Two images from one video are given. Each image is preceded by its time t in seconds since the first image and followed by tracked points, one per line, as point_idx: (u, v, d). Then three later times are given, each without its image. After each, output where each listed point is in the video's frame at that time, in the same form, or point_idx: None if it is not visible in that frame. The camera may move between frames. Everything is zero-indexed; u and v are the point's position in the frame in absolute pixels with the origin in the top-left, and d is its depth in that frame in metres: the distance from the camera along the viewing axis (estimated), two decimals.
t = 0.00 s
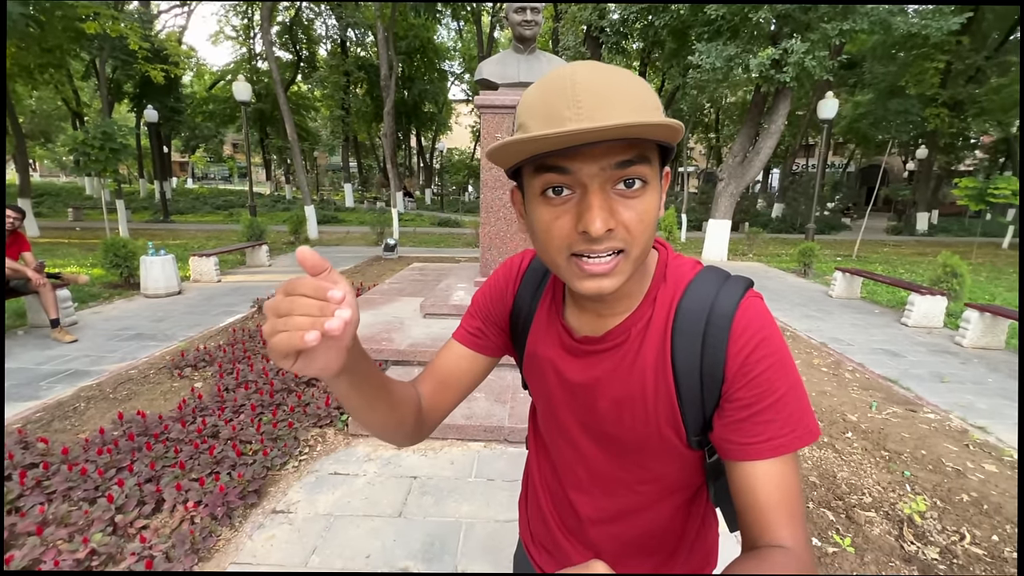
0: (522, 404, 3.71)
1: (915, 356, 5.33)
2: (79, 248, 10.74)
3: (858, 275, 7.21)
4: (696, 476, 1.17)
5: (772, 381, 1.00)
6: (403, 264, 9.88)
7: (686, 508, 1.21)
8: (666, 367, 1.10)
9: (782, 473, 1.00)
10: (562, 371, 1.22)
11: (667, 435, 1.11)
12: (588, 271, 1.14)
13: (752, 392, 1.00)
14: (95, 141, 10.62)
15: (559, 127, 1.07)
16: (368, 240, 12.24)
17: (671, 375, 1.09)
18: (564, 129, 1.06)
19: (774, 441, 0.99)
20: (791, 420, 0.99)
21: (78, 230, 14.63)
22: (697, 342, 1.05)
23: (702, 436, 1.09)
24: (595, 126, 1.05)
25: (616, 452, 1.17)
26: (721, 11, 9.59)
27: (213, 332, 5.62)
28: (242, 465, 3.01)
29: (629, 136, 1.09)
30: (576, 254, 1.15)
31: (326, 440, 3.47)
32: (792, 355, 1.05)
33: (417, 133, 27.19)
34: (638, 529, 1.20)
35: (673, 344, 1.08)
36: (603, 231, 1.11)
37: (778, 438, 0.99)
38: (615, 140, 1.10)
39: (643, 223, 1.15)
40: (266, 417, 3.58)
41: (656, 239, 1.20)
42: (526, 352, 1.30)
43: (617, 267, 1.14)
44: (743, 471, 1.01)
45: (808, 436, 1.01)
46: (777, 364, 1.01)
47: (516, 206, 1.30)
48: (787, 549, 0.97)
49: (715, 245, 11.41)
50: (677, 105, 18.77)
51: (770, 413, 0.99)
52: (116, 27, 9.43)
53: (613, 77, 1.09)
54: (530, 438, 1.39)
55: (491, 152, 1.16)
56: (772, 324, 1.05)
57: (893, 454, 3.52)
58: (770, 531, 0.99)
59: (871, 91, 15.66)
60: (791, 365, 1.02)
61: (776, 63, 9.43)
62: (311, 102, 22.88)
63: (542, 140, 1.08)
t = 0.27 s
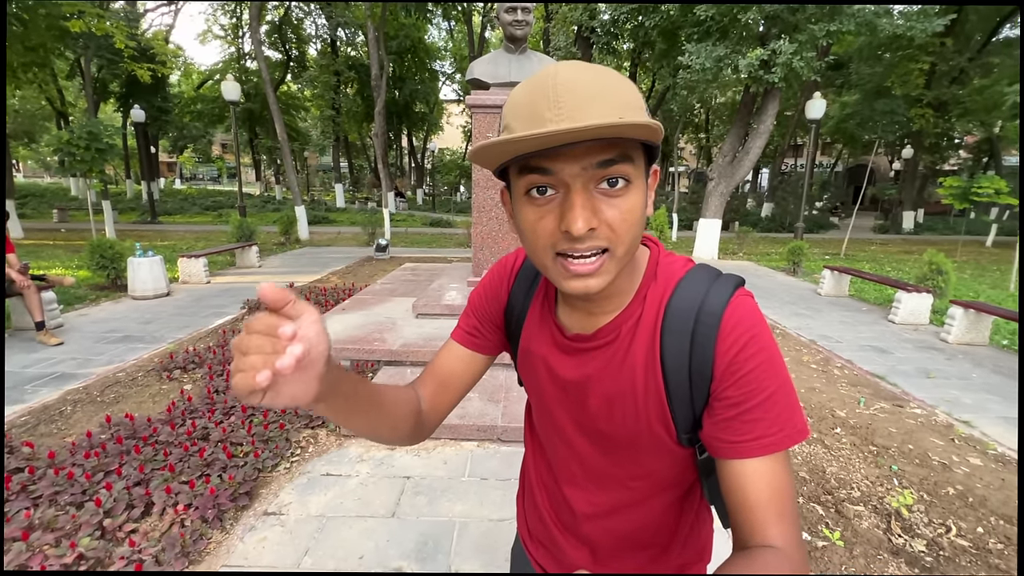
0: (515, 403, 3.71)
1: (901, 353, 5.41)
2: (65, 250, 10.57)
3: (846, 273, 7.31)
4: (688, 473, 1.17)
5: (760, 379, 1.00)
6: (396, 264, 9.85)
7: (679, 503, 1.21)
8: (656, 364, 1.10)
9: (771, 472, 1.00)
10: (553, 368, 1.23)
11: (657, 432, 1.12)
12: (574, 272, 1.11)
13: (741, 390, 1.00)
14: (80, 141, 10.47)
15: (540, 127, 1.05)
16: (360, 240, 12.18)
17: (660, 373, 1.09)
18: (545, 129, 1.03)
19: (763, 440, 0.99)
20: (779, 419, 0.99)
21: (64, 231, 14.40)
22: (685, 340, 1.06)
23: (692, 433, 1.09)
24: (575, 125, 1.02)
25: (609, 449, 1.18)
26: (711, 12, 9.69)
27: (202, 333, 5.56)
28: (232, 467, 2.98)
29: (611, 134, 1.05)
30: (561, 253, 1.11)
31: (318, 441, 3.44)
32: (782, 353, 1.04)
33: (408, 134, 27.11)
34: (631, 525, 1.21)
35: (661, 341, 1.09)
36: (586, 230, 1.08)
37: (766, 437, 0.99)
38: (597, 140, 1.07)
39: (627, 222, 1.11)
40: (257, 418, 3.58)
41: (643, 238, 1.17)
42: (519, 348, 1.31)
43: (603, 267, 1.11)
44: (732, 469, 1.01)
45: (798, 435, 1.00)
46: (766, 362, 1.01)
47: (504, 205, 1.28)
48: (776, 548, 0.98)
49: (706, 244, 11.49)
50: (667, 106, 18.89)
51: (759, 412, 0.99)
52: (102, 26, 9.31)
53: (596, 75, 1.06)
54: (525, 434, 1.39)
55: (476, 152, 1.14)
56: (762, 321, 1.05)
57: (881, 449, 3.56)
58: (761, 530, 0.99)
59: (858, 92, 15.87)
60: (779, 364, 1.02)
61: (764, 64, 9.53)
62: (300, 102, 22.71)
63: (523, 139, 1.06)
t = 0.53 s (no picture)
0: (507, 404, 3.70)
1: (888, 353, 5.49)
2: (49, 254, 10.39)
3: (833, 275, 7.40)
4: (686, 471, 1.17)
5: (757, 378, 1.00)
6: (387, 267, 9.79)
7: (679, 500, 1.22)
8: (654, 363, 1.10)
9: (770, 471, 1.01)
10: (553, 367, 1.23)
11: (655, 430, 1.12)
12: (570, 271, 1.12)
13: (738, 390, 1.00)
14: (65, 144, 10.30)
15: (535, 126, 1.05)
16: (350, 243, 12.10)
17: (657, 372, 1.09)
18: (540, 128, 1.04)
19: (760, 439, 0.99)
20: (776, 419, 0.99)
21: (48, 235, 14.14)
22: (682, 339, 1.06)
23: (689, 432, 1.09)
24: (569, 124, 1.03)
25: (608, 447, 1.18)
26: (699, 18, 9.78)
27: (191, 338, 5.49)
28: (223, 471, 2.94)
29: (605, 134, 1.06)
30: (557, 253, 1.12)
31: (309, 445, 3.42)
32: (779, 353, 1.04)
33: (398, 137, 26.99)
34: (631, 523, 1.22)
35: (659, 339, 1.09)
36: (581, 228, 1.09)
37: (764, 437, 0.99)
38: (591, 139, 1.07)
39: (623, 221, 1.12)
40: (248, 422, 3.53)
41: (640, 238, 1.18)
42: (521, 347, 1.31)
43: (600, 266, 1.11)
44: (729, 468, 1.01)
45: (794, 434, 1.01)
46: (763, 362, 1.01)
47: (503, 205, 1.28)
48: (773, 549, 0.98)
49: (696, 247, 11.58)
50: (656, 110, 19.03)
51: (756, 411, 0.99)
52: (87, 26, 9.19)
53: (591, 77, 1.07)
54: (526, 432, 1.40)
55: (471, 152, 1.15)
56: (759, 320, 1.05)
57: (868, 448, 3.61)
58: (758, 529, 1.00)
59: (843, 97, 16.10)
60: (777, 364, 1.02)
61: (752, 69, 9.65)
62: (290, 105, 22.54)
63: (518, 138, 1.06)
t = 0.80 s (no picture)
0: (502, 407, 3.69)
1: (876, 354, 5.56)
2: (35, 259, 10.21)
3: (822, 278, 7.50)
4: (696, 470, 1.18)
5: (768, 378, 1.01)
6: (380, 271, 9.75)
7: (689, 499, 1.22)
8: (664, 362, 1.11)
9: (782, 471, 1.01)
10: (564, 365, 1.24)
11: (665, 430, 1.12)
12: (580, 267, 1.14)
13: (750, 389, 1.01)
14: (52, 146, 10.15)
15: (548, 125, 1.08)
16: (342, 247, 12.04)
17: (669, 370, 1.09)
18: (553, 127, 1.07)
19: (771, 438, 1.00)
20: (787, 418, 1.00)
21: (33, 239, 13.89)
22: (693, 338, 1.07)
23: (700, 431, 1.09)
24: (582, 123, 1.05)
25: (619, 446, 1.19)
26: (689, 24, 9.92)
27: (181, 342, 5.42)
28: (216, 476, 2.90)
29: (616, 132, 1.08)
30: (569, 249, 1.14)
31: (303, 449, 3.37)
32: (789, 353, 1.05)
33: (390, 142, 26.95)
34: (642, 521, 1.22)
35: (670, 338, 1.10)
36: (593, 226, 1.11)
37: (775, 436, 1.00)
38: (603, 138, 1.10)
39: (635, 219, 1.14)
40: (240, 426, 3.48)
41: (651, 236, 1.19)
42: (531, 346, 1.32)
43: (611, 263, 1.14)
44: (740, 467, 1.02)
45: (805, 434, 1.02)
46: (774, 361, 1.02)
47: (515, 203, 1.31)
48: (788, 548, 0.99)
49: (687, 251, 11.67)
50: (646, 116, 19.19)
51: (767, 410, 1.00)
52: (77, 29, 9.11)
53: (603, 77, 1.10)
54: (536, 430, 1.41)
55: (485, 151, 1.17)
56: (770, 319, 1.05)
57: (859, 447, 3.64)
58: (771, 528, 1.00)
59: (830, 103, 16.37)
60: (787, 363, 1.03)
61: (741, 75, 9.80)
62: (281, 109, 22.41)
63: (532, 138, 1.09)
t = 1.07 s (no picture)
0: (496, 407, 3.68)
1: (866, 354, 5.62)
2: (23, 261, 10.06)
3: (813, 279, 7.57)
4: (700, 462, 1.18)
5: (771, 370, 1.01)
6: (374, 273, 9.71)
7: (693, 489, 1.23)
8: (669, 354, 1.11)
9: (785, 461, 1.02)
10: (569, 357, 1.24)
11: (670, 421, 1.13)
12: (586, 260, 1.15)
13: (753, 380, 1.01)
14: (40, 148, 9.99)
15: (555, 118, 1.10)
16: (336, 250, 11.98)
17: (673, 362, 1.10)
18: (561, 120, 1.08)
19: (775, 429, 1.00)
20: (791, 409, 1.01)
21: (21, 242, 13.68)
22: (698, 330, 1.07)
23: (705, 422, 1.10)
24: (590, 117, 1.07)
25: (624, 437, 1.19)
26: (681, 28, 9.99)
27: (175, 345, 5.36)
28: (211, 477, 2.86)
29: (622, 127, 1.10)
30: (575, 241, 1.15)
31: (298, 450, 3.34)
32: (793, 347, 1.06)
33: (384, 145, 26.87)
34: (646, 510, 1.23)
35: (675, 331, 1.10)
36: (599, 218, 1.12)
37: (779, 426, 1.00)
38: (610, 132, 1.11)
39: (641, 212, 1.15)
40: (235, 428, 3.44)
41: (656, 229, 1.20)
42: (538, 339, 1.33)
43: (618, 256, 1.14)
44: (745, 459, 1.02)
45: (808, 426, 1.02)
46: (778, 355, 1.02)
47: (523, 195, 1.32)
48: (792, 539, 0.99)
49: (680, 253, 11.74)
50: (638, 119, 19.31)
51: (770, 402, 1.00)
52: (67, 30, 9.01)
53: (610, 72, 1.11)
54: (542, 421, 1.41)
55: (493, 145, 1.19)
56: (774, 313, 1.06)
57: (849, 445, 3.65)
58: (775, 519, 1.00)
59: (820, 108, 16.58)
60: (791, 355, 1.04)
61: (732, 79, 9.90)
62: (273, 111, 22.26)
63: (540, 130, 1.10)
